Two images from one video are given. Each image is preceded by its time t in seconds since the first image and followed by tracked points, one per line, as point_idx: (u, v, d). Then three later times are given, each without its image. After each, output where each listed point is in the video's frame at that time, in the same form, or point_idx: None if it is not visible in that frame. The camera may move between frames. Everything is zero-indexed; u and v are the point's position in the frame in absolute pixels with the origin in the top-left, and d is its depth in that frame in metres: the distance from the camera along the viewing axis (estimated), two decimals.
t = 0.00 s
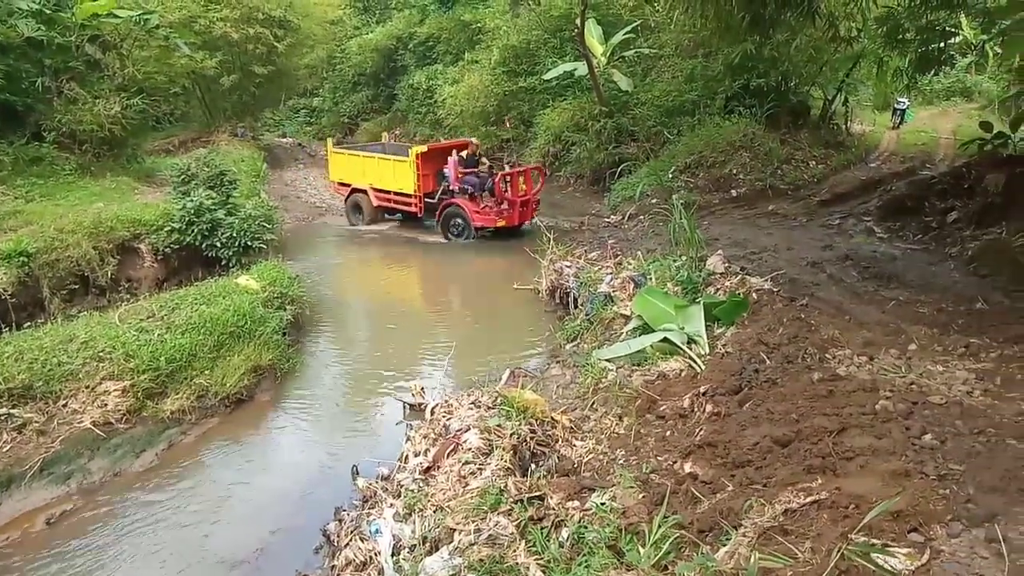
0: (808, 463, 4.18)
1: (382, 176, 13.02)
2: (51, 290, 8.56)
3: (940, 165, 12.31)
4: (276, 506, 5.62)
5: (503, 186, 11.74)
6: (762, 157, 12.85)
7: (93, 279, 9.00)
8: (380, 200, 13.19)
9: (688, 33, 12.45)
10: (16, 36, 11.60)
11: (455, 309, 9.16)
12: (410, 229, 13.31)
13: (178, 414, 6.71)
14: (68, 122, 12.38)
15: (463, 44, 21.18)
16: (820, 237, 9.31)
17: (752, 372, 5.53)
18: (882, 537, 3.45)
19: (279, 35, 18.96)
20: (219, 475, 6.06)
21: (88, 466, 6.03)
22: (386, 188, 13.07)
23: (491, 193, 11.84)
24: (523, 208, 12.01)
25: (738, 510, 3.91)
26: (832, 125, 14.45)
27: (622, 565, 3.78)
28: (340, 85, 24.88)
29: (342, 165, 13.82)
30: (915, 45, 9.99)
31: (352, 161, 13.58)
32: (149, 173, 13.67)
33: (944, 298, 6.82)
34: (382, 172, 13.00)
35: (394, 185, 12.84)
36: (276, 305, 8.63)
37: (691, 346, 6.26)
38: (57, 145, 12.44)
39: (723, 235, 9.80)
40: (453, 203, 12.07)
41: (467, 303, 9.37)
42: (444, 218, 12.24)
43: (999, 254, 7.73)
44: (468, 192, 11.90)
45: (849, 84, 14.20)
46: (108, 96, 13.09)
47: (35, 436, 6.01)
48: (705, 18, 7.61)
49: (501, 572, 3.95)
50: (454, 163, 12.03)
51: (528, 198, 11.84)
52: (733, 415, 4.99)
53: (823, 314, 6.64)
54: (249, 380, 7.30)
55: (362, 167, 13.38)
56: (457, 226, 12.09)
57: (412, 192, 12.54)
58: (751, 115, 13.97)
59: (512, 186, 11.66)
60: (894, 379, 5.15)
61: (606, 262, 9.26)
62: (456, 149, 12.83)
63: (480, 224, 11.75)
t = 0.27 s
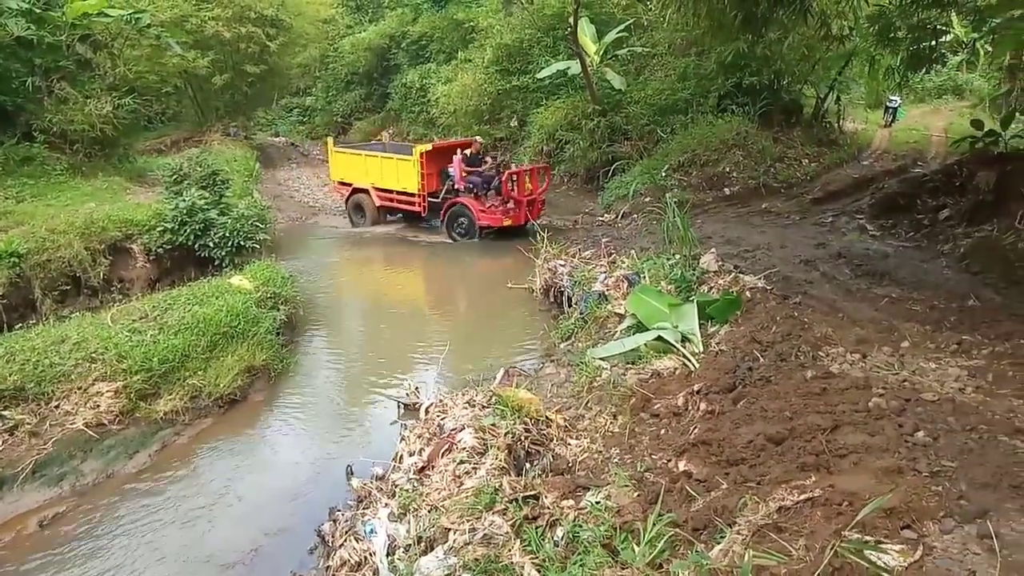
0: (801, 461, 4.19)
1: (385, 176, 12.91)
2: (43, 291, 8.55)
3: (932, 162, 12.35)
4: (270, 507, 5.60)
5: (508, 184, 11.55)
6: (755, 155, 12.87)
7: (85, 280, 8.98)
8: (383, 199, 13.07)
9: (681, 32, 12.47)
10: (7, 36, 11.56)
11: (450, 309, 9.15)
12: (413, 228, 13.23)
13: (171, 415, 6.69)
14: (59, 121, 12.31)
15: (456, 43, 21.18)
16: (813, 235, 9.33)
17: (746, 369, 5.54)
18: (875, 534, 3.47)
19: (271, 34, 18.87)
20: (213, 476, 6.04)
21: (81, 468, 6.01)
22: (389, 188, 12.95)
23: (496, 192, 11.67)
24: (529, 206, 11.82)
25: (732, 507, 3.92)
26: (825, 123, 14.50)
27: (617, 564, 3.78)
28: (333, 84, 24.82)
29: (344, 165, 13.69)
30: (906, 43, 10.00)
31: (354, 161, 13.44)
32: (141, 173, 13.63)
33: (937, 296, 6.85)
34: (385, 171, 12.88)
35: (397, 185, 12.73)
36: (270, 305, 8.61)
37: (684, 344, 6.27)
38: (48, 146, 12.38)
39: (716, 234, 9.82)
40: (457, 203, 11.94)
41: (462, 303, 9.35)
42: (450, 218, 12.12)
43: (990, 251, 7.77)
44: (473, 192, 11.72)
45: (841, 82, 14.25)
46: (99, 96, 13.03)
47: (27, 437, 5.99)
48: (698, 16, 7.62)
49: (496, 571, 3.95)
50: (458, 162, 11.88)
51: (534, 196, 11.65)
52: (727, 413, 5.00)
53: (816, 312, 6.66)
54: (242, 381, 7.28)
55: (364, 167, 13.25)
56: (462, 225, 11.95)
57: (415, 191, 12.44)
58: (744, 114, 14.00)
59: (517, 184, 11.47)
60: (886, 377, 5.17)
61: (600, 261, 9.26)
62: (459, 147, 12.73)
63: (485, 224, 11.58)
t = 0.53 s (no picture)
0: (795, 461, 4.21)
1: (392, 178, 12.79)
2: (36, 294, 8.55)
3: (925, 164, 12.40)
4: (264, 510, 5.59)
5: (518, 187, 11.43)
6: (749, 157, 12.91)
7: (78, 282, 8.97)
8: (389, 202, 12.93)
9: (675, 34, 12.51)
10: None
11: (444, 310, 9.16)
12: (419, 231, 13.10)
13: (165, 418, 6.68)
14: (52, 123, 12.28)
15: (451, 45, 21.20)
16: (807, 237, 9.36)
17: (740, 370, 5.56)
18: (869, 534, 3.48)
19: (265, 36, 18.84)
20: (208, 479, 6.03)
21: (74, 471, 6.01)
22: (396, 190, 12.82)
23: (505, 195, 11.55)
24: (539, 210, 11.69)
25: (726, 508, 3.93)
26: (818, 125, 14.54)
27: (611, 565, 3.79)
28: (327, 86, 24.79)
29: (348, 167, 13.52)
30: (899, 45, 10.04)
31: (360, 163, 13.29)
32: (135, 175, 13.60)
33: (930, 296, 6.88)
34: (392, 173, 12.76)
35: (404, 187, 12.62)
36: (264, 307, 8.60)
37: (679, 345, 6.29)
38: (41, 148, 12.31)
39: (711, 235, 9.84)
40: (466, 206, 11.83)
41: (455, 305, 9.34)
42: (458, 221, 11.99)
43: (982, 251, 7.80)
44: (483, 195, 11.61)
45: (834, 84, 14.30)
46: (93, 98, 12.99)
47: (20, 441, 5.98)
48: (692, 18, 7.65)
49: (491, 572, 3.95)
50: (468, 165, 11.79)
51: (544, 199, 11.53)
52: (722, 414, 5.01)
53: (810, 313, 6.68)
54: (236, 383, 7.27)
55: (370, 169, 13.10)
56: (470, 229, 11.82)
57: (423, 193, 12.35)
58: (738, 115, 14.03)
59: (528, 187, 11.36)
60: (880, 377, 5.19)
61: (595, 262, 9.28)
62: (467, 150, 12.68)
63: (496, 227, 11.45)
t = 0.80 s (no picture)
0: (784, 458, 4.23)
1: (393, 181, 12.59)
2: (22, 295, 8.53)
3: (913, 162, 12.48)
4: (255, 511, 5.58)
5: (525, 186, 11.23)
6: (738, 156, 12.96)
7: (66, 284, 8.93)
8: (391, 205, 12.74)
9: (664, 33, 12.54)
10: None
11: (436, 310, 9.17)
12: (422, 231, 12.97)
13: (154, 420, 6.66)
14: (38, 123, 12.22)
15: (440, 44, 21.19)
16: (796, 235, 9.40)
17: (730, 368, 5.58)
18: (857, 530, 3.50)
19: (253, 35, 18.77)
20: (198, 480, 6.01)
21: (62, 473, 5.99)
22: (398, 193, 12.64)
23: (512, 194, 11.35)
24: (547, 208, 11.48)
25: (716, 505, 3.95)
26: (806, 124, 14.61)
27: (602, 563, 3.80)
28: (317, 85, 24.71)
29: (344, 171, 13.25)
30: (887, 44, 10.11)
31: (358, 166, 13.03)
32: (122, 175, 13.53)
33: (918, 294, 6.93)
34: (393, 176, 12.56)
35: (406, 190, 12.44)
36: (253, 307, 8.58)
37: (669, 344, 6.31)
38: (27, 148, 12.27)
39: (700, 234, 9.87)
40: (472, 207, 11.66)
41: (444, 305, 9.33)
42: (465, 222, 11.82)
43: (968, 249, 7.86)
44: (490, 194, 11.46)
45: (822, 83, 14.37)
46: (79, 98, 12.91)
47: (7, 443, 5.98)
48: (681, 18, 7.66)
49: (482, 572, 3.95)
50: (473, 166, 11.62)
51: (551, 197, 11.33)
52: (711, 412, 5.03)
53: (799, 311, 6.71)
54: (226, 384, 7.25)
55: (370, 172, 12.86)
56: (477, 229, 11.64)
57: (427, 196, 12.19)
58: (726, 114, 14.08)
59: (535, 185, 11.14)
60: (868, 374, 5.22)
61: (585, 261, 9.29)
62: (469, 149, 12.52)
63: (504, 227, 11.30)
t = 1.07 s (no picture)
0: (780, 458, 4.23)
1: (400, 185, 12.47)
2: (15, 298, 8.53)
3: (906, 162, 12.51)
4: (251, 514, 5.57)
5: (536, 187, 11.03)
6: (733, 157, 12.98)
7: (59, 287, 8.90)
8: (398, 210, 12.63)
9: (659, 34, 12.55)
10: None
11: (432, 311, 9.16)
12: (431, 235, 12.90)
13: (149, 423, 6.64)
14: (31, 126, 12.21)
15: (435, 46, 21.19)
16: (790, 235, 9.42)
17: (725, 369, 5.59)
18: (853, 530, 3.51)
19: (248, 37, 18.74)
20: (193, 483, 5.99)
21: (56, 477, 5.97)
22: (405, 197, 12.53)
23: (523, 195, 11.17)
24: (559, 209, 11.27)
25: (712, 506, 3.95)
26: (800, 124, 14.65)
27: (598, 565, 3.80)
28: (312, 87, 24.69)
29: (349, 175, 13.09)
30: (880, 45, 10.14)
31: (363, 170, 12.87)
32: (116, 178, 13.51)
33: (912, 294, 6.94)
34: (400, 180, 12.44)
35: (414, 194, 12.36)
36: (248, 310, 8.57)
37: (664, 345, 6.31)
38: (20, 150, 12.27)
39: (695, 235, 9.88)
40: (484, 209, 11.50)
41: (439, 306, 9.32)
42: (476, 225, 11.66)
43: (962, 249, 7.88)
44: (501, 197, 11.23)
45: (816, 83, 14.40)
46: (73, 100, 12.88)
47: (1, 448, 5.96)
48: (675, 19, 7.67)
49: (478, 574, 3.95)
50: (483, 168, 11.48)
51: (562, 198, 11.14)
52: (707, 412, 5.04)
53: (794, 311, 6.72)
54: (221, 387, 7.24)
55: (376, 177, 12.72)
56: (489, 231, 11.48)
57: (436, 200, 12.09)
58: (721, 115, 14.10)
59: (546, 187, 10.94)
60: (862, 374, 5.23)
61: (580, 263, 9.29)
62: (478, 152, 12.39)
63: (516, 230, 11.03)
